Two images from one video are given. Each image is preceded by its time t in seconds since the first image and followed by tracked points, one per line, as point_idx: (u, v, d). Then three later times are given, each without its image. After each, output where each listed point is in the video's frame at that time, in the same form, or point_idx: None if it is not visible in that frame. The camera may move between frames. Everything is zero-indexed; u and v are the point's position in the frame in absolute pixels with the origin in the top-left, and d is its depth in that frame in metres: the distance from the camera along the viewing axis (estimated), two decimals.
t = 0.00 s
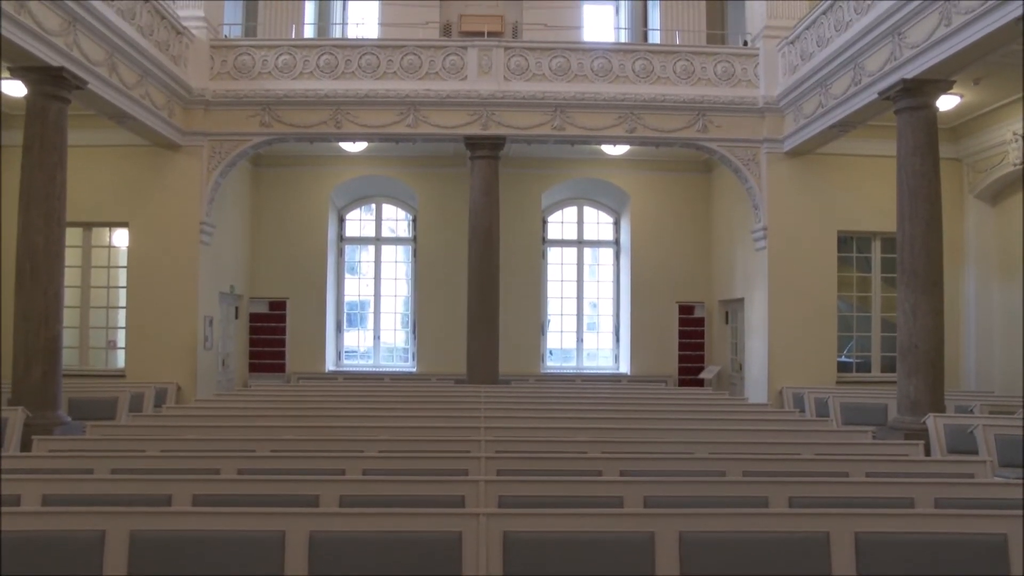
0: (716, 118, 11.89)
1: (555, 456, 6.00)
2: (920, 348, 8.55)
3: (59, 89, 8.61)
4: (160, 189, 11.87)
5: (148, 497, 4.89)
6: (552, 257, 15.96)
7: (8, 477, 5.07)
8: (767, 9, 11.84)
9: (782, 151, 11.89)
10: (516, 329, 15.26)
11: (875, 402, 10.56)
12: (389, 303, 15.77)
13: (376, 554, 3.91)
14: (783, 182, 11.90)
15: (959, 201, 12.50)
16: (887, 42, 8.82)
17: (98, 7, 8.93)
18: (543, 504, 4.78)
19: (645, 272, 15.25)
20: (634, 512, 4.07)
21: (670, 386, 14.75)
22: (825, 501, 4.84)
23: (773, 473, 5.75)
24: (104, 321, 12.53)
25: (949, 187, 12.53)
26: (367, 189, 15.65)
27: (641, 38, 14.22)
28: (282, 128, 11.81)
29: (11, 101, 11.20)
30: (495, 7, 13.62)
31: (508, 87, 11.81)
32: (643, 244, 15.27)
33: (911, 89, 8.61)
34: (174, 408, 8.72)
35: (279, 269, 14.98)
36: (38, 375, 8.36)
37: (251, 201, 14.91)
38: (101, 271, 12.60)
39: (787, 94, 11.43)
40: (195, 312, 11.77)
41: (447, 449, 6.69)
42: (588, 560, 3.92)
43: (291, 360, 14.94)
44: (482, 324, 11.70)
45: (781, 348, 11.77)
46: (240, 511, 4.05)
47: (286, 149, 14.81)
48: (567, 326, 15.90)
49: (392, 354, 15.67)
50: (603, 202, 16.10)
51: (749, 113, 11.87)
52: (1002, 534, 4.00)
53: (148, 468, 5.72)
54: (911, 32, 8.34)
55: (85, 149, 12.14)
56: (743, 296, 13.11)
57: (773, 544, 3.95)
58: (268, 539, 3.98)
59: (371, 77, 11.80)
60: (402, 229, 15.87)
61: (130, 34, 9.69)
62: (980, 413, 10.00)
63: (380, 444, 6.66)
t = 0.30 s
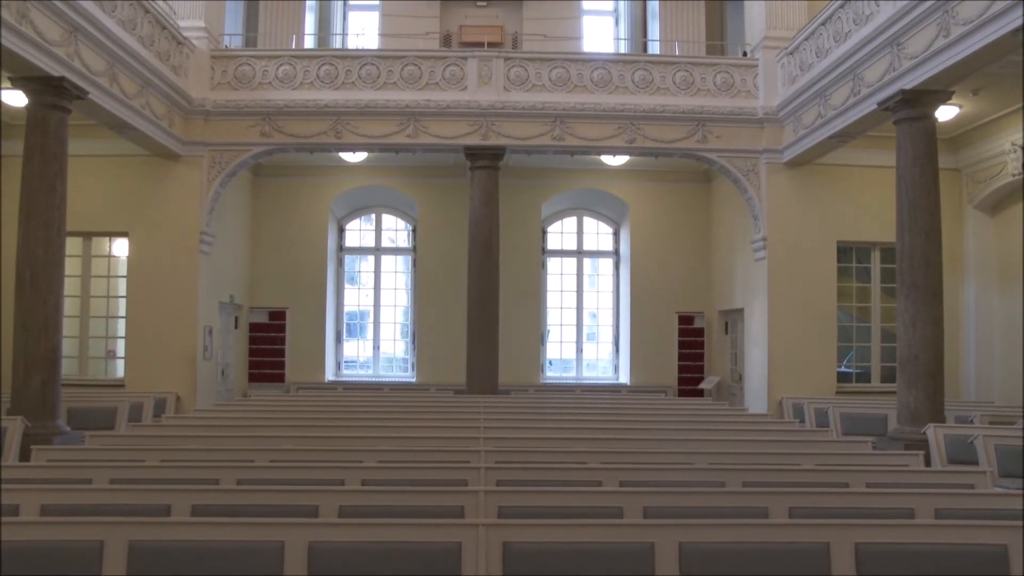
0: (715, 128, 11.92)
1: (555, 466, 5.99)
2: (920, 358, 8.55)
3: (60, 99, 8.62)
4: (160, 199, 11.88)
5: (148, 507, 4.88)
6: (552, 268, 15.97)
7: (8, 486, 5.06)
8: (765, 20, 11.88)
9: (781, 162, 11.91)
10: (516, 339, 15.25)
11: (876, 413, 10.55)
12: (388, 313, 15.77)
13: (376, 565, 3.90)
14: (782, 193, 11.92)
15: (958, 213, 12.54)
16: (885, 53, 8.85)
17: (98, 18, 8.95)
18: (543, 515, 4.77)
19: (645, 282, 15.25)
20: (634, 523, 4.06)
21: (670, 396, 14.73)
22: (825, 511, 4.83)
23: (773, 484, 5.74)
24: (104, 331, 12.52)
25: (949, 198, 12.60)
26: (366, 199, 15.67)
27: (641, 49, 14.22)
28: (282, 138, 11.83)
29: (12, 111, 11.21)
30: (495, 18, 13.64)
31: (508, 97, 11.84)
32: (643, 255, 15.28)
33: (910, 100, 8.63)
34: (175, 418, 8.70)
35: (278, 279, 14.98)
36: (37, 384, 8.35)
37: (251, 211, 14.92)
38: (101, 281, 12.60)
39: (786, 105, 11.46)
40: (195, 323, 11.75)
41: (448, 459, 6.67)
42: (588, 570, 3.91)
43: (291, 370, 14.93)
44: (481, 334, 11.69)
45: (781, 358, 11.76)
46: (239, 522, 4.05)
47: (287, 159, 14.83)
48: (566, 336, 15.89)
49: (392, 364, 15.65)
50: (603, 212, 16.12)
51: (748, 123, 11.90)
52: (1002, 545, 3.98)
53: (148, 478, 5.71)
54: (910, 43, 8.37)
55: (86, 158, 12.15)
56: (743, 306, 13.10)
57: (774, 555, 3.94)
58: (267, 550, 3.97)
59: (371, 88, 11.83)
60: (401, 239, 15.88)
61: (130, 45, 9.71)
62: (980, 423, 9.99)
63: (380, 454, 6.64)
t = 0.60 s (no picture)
0: (715, 138, 11.95)
1: (556, 477, 5.98)
2: (920, 369, 8.54)
3: (61, 108, 8.63)
4: (160, 209, 11.88)
5: (147, 517, 4.87)
6: (552, 278, 15.97)
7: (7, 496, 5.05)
8: (765, 31, 11.92)
9: (781, 172, 11.92)
10: (516, 349, 15.24)
11: (876, 423, 10.53)
12: (389, 323, 15.75)
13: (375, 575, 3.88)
14: (782, 203, 11.93)
15: (958, 223, 12.55)
16: (885, 64, 8.88)
17: (100, 29, 8.98)
18: (543, 526, 4.75)
19: (646, 293, 15.25)
20: (634, 533, 4.05)
21: (670, 406, 14.71)
22: (825, 522, 4.82)
23: (774, 494, 5.72)
24: (103, 341, 12.51)
25: (949, 209, 12.60)
26: (367, 210, 15.68)
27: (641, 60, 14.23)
28: (283, 148, 11.85)
29: (13, 121, 11.23)
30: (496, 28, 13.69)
31: (508, 108, 11.86)
32: (643, 265, 15.29)
33: (910, 111, 8.65)
34: (175, 428, 8.69)
35: (279, 289, 14.98)
36: (37, 393, 8.34)
37: (251, 221, 14.92)
38: (101, 290, 12.59)
39: (786, 115, 11.48)
40: (196, 332, 11.74)
41: (448, 469, 6.65)
42: None
43: (291, 380, 14.91)
44: (481, 344, 11.68)
45: (781, 368, 11.75)
46: (238, 532, 4.04)
47: (287, 169, 14.85)
48: (566, 347, 15.88)
49: (392, 374, 15.62)
50: (603, 223, 16.13)
51: (748, 134, 11.92)
52: (1003, 557, 3.99)
53: (147, 488, 5.70)
54: (909, 54, 8.40)
55: (86, 168, 12.17)
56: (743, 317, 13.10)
57: (774, 566, 3.93)
58: (267, 560, 3.96)
59: (372, 98, 11.85)
60: (402, 249, 15.88)
61: (131, 55, 9.73)
62: (981, 433, 9.97)
63: (381, 464, 6.62)
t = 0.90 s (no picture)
0: (715, 149, 11.98)
1: (555, 488, 5.96)
2: (920, 380, 8.54)
3: (62, 118, 8.63)
4: (161, 219, 11.88)
5: (146, 528, 4.85)
6: (552, 289, 15.98)
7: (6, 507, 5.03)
8: (764, 43, 11.95)
9: (781, 183, 11.94)
10: (516, 360, 15.22)
11: (876, 434, 10.52)
12: (389, 334, 15.74)
13: None
14: (782, 214, 11.95)
15: (958, 236, 12.57)
16: (884, 75, 8.90)
17: (102, 39, 9.01)
18: (543, 537, 4.74)
19: (645, 304, 15.25)
20: (635, 544, 4.04)
21: (671, 417, 14.68)
22: (826, 533, 4.81)
23: (773, 506, 5.71)
24: (103, 351, 12.50)
25: (949, 220, 12.62)
26: (367, 220, 15.69)
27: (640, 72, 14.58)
28: (283, 158, 11.87)
29: (15, 131, 11.25)
30: (496, 39, 13.62)
31: (508, 119, 11.89)
32: (643, 276, 15.30)
33: (909, 122, 8.67)
34: (174, 438, 8.67)
35: (279, 299, 14.98)
36: (37, 403, 8.32)
37: (252, 231, 14.93)
38: (101, 300, 12.59)
39: (786, 126, 11.51)
40: (196, 342, 11.73)
41: (448, 480, 6.63)
42: None
43: (290, 391, 14.89)
44: (482, 354, 11.66)
45: (781, 379, 11.74)
46: (239, 543, 4.03)
47: (288, 179, 14.87)
48: (567, 357, 15.86)
49: (392, 385, 15.60)
50: (603, 234, 16.15)
51: (748, 145, 11.94)
52: (1005, 569, 3.99)
53: (146, 499, 5.67)
54: (908, 66, 8.43)
55: (87, 178, 12.18)
56: (743, 328, 13.09)
57: None
58: (266, 571, 3.94)
59: (372, 109, 11.88)
60: (402, 260, 15.89)
61: (133, 65, 9.76)
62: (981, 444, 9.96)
63: (380, 476, 6.60)
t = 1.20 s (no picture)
0: (714, 160, 12.00)
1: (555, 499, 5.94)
2: (920, 391, 8.53)
3: (62, 129, 8.63)
4: (161, 229, 11.88)
5: (145, 539, 4.83)
6: (552, 299, 15.97)
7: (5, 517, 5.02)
8: (764, 54, 11.97)
9: (781, 194, 11.96)
10: (516, 371, 15.21)
11: (877, 445, 10.51)
12: (388, 345, 15.73)
13: None
14: (782, 225, 11.96)
15: (958, 247, 12.55)
16: (884, 86, 8.93)
17: (103, 49, 9.03)
18: (543, 548, 4.72)
19: (645, 315, 15.25)
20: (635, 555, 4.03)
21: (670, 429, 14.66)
22: (826, 545, 4.80)
23: (773, 517, 5.70)
24: (103, 361, 12.48)
25: (949, 231, 12.63)
26: (367, 231, 15.70)
27: (640, 83, 14.68)
28: (283, 169, 11.89)
29: (16, 142, 11.26)
30: (495, 51, 13.46)
31: (508, 129, 11.91)
32: (643, 287, 15.30)
33: (909, 132, 8.69)
34: (174, 448, 8.65)
35: (279, 310, 14.97)
36: (37, 413, 8.32)
37: (252, 241, 14.92)
38: (101, 310, 12.58)
39: (786, 137, 11.53)
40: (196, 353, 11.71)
41: (448, 491, 6.61)
42: None
43: (290, 401, 14.86)
44: (481, 365, 11.65)
45: (782, 390, 11.73)
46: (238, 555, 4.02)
47: (288, 190, 14.88)
48: (566, 368, 15.84)
49: (392, 396, 15.58)
50: (603, 245, 16.16)
51: (748, 156, 11.97)
52: None
53: (145, 510, 5.66)
54: (907, 77, 8.45)
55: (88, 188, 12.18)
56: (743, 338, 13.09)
57: None
58: None
59: (373, 120, 11.90)
60: (402, 270, 15.89)
61: (133, 76, 9.78)
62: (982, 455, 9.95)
63: (380, 487, 6.58)
